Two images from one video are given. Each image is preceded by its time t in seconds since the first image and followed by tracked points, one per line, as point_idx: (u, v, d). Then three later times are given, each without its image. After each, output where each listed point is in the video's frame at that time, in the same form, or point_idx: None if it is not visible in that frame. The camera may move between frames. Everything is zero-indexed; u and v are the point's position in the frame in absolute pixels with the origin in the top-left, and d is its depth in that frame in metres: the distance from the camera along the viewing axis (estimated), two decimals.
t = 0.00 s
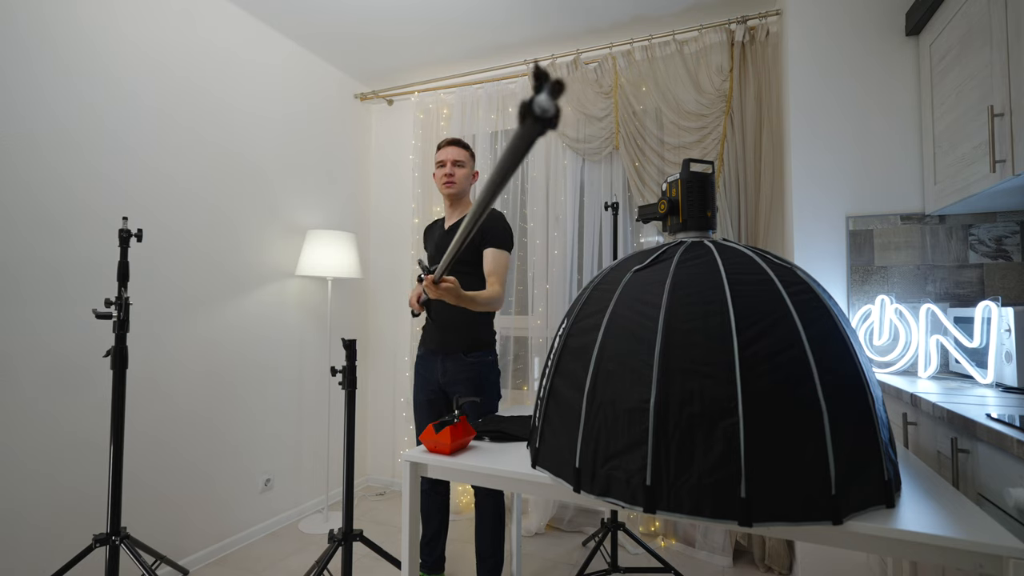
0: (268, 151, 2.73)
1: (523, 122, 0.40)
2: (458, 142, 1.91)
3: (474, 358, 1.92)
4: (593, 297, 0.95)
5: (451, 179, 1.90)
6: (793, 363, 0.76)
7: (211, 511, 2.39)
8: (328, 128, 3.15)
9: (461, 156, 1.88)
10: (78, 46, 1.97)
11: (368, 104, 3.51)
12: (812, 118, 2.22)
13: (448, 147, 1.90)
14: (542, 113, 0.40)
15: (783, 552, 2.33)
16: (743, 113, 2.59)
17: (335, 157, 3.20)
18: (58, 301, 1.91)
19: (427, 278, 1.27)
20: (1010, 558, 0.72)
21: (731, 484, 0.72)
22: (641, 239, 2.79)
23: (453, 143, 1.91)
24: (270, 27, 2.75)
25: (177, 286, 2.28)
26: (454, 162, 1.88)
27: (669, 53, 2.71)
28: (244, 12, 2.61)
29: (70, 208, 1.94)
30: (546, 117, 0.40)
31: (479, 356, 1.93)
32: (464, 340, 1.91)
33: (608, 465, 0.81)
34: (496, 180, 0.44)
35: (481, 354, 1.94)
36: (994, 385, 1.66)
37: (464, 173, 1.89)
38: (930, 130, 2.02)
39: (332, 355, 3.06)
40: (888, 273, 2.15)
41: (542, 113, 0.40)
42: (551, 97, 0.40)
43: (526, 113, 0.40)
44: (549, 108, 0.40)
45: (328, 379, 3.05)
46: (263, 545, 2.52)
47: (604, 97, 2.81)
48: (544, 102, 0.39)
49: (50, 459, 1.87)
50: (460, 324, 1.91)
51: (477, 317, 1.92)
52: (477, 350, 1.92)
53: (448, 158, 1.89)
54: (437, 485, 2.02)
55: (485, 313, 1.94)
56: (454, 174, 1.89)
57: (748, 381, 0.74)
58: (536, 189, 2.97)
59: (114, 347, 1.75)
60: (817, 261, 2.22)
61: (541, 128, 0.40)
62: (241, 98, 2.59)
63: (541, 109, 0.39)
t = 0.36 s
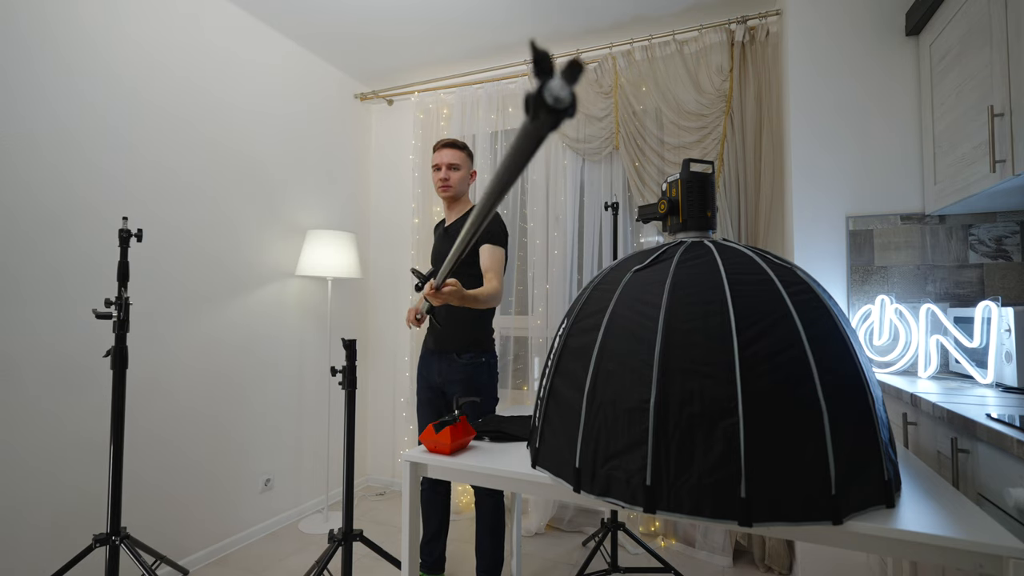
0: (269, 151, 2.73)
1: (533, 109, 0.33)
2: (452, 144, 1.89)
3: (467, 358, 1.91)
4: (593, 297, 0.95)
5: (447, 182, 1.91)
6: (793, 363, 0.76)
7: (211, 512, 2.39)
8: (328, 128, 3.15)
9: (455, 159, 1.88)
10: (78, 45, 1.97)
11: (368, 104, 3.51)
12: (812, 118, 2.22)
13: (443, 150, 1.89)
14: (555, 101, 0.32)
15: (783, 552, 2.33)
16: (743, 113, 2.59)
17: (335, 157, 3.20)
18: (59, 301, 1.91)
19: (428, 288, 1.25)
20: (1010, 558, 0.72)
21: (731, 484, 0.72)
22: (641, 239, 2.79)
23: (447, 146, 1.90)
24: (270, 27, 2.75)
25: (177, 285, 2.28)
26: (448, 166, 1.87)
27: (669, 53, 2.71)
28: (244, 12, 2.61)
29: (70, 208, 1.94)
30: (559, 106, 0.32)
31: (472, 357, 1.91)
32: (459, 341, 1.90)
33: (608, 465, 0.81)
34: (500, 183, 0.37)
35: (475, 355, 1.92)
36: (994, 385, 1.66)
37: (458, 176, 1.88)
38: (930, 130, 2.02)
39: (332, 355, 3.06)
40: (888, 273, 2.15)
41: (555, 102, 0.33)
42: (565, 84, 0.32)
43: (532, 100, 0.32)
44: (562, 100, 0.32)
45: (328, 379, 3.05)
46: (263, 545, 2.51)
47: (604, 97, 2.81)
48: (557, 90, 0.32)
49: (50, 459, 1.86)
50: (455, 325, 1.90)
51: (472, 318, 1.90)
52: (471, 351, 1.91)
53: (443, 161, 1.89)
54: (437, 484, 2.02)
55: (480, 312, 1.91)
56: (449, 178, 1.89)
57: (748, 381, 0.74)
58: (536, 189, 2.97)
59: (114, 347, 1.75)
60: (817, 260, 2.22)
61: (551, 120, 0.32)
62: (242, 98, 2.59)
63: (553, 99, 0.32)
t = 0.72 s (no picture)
0: (269, 151, 2.74)
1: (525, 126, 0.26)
2: (452, 144, 1.88)
3: (466, 359, 1.91)
4: (593, 296, 0.95)
5: (448, 183, 1.90)
6: (793, 363, 0.76)
7: (211, 512, 2.39)
8: (328, 128, 3.15)
9: (456, 160, 1.86)
10: (79, 45, 1.97)
11: (368, 104, 3.51)
12: (812, 119, 2.22)
13: (444, 151, 1.87)
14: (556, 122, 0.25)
15: (783, 552, 2.33)
16: (743, 113, 2.59)
17: (335, 157, 3.20)
18: (59, 301, 1.91)
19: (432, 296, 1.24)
20: (1010, 558, 0.73)
21: (731, 484, 0.72)
22: (641, 239, 2.78)
23: (448, 146, 1.89)
24: (270, 27, 2.75)
25: (177, 285, 2.28)
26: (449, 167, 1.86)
27: (669, 53, 2.71)
28: (244, 12, 2.61)
29: (70, 208, 1.94)
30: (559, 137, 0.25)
31: (470, 358, 1.91)
32: (457, 343, 1.89)
33: (608, 465, 0.81)
34: (491, 214, 0.31)
35: (473, 356, 1.92)
36: (994, 385, 1.66)
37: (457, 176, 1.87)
38: (930, 130, 2.02)
39: (332, 355, 3.06)
40: (888, 273, 2.15)
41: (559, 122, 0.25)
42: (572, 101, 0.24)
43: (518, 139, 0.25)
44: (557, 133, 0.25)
45: (328, 379, 3.05)
46: (263, 545, 2.51)
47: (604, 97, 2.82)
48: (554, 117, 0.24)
49: (50, 459, 1.87)
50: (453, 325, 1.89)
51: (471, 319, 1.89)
52: (469, 351, 1.90)
53: (444, 162, 1.87)
54: (438, 484, 2.02)
55: (479, 313, 1.90)
56: (450, 178, 1.88)
57: (748, 381, 0.74)
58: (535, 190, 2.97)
59: (114, 346, 1.75)
60: (817, 261, 2.23)
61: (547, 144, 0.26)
62: (241, 98, 2.59)
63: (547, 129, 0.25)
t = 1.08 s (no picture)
0: (269, 151, 2.74)
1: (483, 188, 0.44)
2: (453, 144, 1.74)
3: (467, 361, 1.91)
4: (593, 297, 0.95)
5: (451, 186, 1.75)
6: (793, 363, 0.76)
7: (211, 512, 2.39)
8: (328, 128, 3.15)
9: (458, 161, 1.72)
10: (79, 45, 1.97)
11: (368, 104, 3.50)
12: (812, 118, 2.22)
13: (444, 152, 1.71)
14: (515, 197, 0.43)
15: (783, 552, 2.33)
16: (743, 113, 2.59)
17: (335, 157, 3.19)
18: (60, 300, 1.91)
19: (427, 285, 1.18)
20: (1010, 558, 0.72)
21: (731, 484, 0.72)
22: (641, 239, 2.78)
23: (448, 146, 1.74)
24: (270, 27, 2.75)
25: (177, 285, 2.28)
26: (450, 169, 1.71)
27: (669, 53, 2.71)
28: (244, 12, 2.61)
29: (70, 208, 1.94)
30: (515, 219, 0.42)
31: (472, 360, 1.91)
32: (459, 344, 1.88)
33: (608, 465, 0.81)
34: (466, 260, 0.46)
35: (475, 357, 1.92)
36: (994, 385, 1.66)
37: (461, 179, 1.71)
38: (930, 130, 2.02)
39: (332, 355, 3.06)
40: (888, 273, 2.15)
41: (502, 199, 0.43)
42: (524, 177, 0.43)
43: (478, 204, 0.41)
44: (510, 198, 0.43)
45: (328, 379, 3.04)
46: (263, 545, 2.51)
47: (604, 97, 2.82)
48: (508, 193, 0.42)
49: (50, 459, 1.86)
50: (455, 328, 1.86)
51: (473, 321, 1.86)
52: (470, 352, 1.90)
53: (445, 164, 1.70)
54: (438, 484, 2.02)
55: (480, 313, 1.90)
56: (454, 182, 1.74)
57: (748, 381, 0.74)
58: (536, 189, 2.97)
59: (114, 347, 1.75)
60: (817, 260, 2.23)
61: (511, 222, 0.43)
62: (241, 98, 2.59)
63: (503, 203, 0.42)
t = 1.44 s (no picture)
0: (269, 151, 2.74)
1: (396, 226, 0.66)
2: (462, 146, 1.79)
3: (468, 361, 1.91)
4: (593, 297, 0.95)
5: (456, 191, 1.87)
6: (793, 363, 0.76)
7: (211, 512, 2.39)
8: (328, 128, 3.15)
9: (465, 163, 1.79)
10: (79, 45, 1.97)
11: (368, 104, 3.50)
12: (812, 119, 2.22)
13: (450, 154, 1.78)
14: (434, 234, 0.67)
15: (783, 552, 2.33)
16: (743, 113, 2.59)
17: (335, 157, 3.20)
18: (60, 300, 1.91)
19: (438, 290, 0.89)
20: (1010, 558, 0.73)
21: (731, 484, 0.72)
22: (641, 239, 2.78)
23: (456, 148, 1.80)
24: (270, 27, 2.75)
25: (177, 285, 2.28)
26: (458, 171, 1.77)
27: (669, 53, 2.71)
28: (244, 12, 2.61)
29: (70, 208, 1.94)
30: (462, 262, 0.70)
31: (474, 360, 1.91)
32: (459, 342, 1.88)
33: (608, 465, 0.81)
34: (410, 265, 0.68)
35: (476, 357, 1.92)
36: (994, 385, 1.66)
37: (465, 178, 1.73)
38: (930, 130, 2.02)
39: (332, 355, 3.04)
40: (888, 273, 2.15)
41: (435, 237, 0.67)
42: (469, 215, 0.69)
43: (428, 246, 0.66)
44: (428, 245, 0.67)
45: (328, 379, 3.04)
46: (263, 545, 2.52)
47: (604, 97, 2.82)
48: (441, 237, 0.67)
49: (50, 459, 1.86)
50: (456, 327, 1.86)
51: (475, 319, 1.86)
52: (471, 352, 1.90)
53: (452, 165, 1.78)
54: (438, 484, 2.02)
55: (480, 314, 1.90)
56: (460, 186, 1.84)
57: (748, 381, 0.74)
58: (536, 189, 2.98)
59: (114, 346, 1.75)
60: (816, 261, 2.23)
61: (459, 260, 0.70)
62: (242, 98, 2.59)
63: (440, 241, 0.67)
